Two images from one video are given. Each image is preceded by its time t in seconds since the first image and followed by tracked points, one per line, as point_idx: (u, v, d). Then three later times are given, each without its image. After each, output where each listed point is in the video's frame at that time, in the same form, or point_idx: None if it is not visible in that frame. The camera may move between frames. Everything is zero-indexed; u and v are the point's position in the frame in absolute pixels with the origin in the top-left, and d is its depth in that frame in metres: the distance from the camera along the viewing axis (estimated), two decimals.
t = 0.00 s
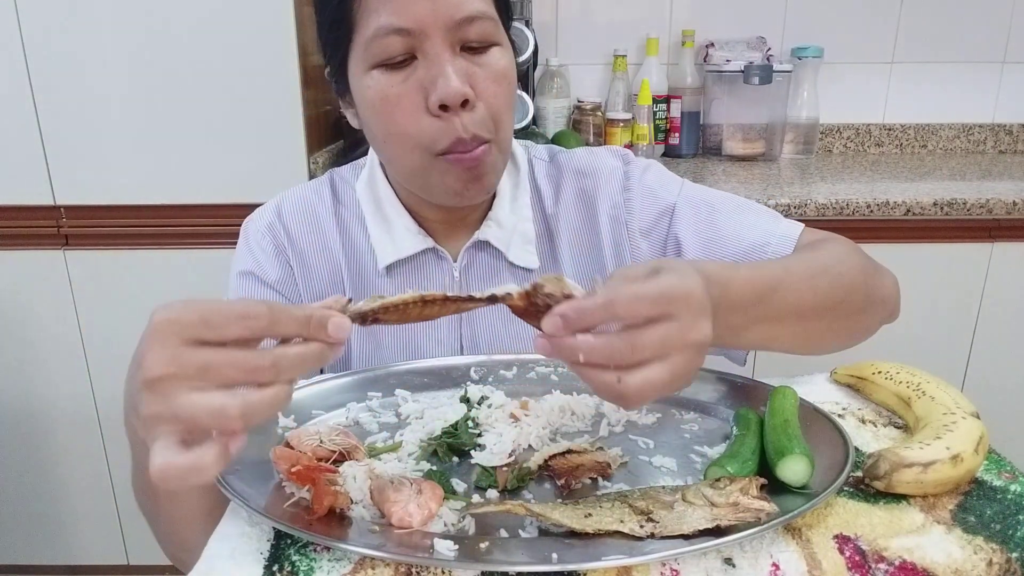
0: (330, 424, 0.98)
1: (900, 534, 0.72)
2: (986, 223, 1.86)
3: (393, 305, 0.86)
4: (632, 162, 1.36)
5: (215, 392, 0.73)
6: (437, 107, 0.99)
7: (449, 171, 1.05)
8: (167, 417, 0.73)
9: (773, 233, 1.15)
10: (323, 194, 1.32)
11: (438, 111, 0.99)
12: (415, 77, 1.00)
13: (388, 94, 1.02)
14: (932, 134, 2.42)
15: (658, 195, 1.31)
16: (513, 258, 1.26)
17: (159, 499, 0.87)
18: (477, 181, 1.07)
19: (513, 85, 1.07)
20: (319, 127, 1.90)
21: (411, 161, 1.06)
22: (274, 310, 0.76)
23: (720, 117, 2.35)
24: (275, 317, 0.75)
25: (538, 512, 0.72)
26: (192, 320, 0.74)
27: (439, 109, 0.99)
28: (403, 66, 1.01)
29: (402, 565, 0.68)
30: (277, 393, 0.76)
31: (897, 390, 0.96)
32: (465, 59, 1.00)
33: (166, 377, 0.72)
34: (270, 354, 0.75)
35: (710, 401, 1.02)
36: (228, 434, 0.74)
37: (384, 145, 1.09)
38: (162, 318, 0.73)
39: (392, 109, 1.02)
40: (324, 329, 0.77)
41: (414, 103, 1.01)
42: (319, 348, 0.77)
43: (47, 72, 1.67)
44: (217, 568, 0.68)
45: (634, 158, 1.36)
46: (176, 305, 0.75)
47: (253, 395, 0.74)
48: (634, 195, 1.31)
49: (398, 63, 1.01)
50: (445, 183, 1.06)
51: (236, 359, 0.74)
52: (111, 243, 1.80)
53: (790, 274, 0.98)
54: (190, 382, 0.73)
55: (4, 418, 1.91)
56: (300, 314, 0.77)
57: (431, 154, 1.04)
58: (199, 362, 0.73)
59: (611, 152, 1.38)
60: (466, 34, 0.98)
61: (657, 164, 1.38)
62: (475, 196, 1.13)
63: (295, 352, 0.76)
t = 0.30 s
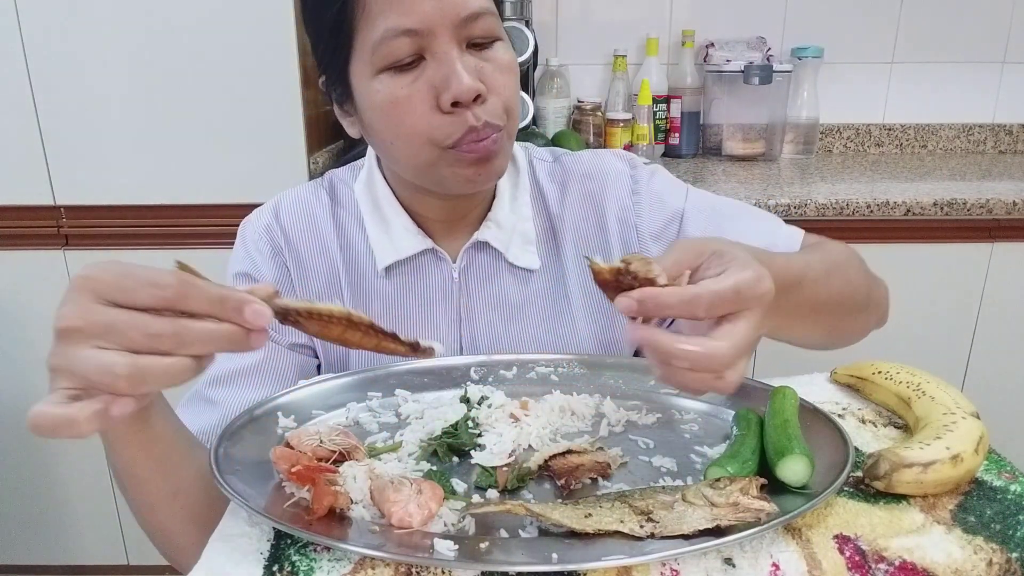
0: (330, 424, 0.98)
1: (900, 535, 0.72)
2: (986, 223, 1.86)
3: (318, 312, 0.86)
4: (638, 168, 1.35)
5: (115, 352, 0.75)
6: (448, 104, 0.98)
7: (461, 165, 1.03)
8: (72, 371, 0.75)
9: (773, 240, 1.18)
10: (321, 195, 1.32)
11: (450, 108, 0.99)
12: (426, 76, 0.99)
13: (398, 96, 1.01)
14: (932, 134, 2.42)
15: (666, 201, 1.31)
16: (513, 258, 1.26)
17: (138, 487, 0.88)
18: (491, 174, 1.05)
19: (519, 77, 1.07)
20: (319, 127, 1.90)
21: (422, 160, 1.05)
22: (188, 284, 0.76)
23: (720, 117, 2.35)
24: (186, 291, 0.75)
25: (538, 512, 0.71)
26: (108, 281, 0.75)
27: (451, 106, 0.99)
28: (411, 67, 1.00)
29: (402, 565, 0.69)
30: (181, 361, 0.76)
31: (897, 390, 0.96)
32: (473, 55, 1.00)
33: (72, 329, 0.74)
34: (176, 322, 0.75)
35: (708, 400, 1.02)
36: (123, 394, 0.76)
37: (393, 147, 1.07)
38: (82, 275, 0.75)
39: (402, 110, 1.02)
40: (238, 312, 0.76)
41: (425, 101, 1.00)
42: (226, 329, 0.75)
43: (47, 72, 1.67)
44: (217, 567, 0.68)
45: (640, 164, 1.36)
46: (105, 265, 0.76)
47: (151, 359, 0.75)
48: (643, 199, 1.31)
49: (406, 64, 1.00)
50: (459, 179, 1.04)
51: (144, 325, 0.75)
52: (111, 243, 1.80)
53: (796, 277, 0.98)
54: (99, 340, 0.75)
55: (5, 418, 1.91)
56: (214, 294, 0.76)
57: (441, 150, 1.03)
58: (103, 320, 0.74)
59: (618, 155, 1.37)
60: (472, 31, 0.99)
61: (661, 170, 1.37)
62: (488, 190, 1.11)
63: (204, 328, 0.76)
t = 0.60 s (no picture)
0: (329, 424, 0.98)
1: (900, 535, 0.72)
2: (986, 223, 1.86)
3: (347, 323, 0.82)
4: (650, 184, 1.37)
5: (147, 356, 0.75)
6: (462, 109, 0.98)
7: (481, 171, 1.03)
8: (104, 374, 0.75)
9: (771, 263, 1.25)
10: (326, 197, 1.32)
11: (464, 113, 0.98)
12: (436, 83, 0.99)
13: (410, 106, 1.01)
14: (932, 134, 2.42)
15: (673, 221, 1.33)
16: (519, 265, 1.26)
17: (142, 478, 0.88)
18: (511, 178, 1.05)
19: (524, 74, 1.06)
20: (319, 127, 1.90)
21: (440, 167, 1.05)
22: (223, 292, 0.75)
23: (720, 117, 2.35)
24: (220, 298, 0.75)
25: (538, 512, 0.71)
26: (140, 285, 0.75)
27: (465, 111, 0.98)
28: (420, 75, 1.00)
29: (402, 565, 0.68)
30: (211, 366, 0.77)
31: (897, 390, 0.96)
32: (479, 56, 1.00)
33: (104, 331, 0.75)
34: (209, 329, 0.75)
35: (709, 401, 1.02)
36: (154, 399, 0.76)
37: (408, 156, 1.07)
38: (114, 276, 0.76)
39: (414, 119, 1.01)
40: (269, 320, 0.75)
41: (438, 109, 1.00)
42: (257, 334, 0.76)
43: (47, 72, 1.67)
44: (217, 567, 0.68)
45: (652, 180, 1.38)
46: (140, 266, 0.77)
47: (184, 364, 0.76)
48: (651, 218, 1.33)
49: (415, 73, 1.00)
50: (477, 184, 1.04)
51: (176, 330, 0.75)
52: (111, 243, 1.80)
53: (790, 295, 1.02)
54: (129, 343, 0.75)
55: (5, 418, 1.91)
56: (247, 300, 0.75)
57: (458, 157, 1.02)
58: (134, 324, 0.75)
59: (630, 169, 1.38)
60: (479, 31, 0.98)
61: (672, 186, 1.39)
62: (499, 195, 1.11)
63: (236, 335, 0.76)
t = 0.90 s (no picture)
0: (329, 424, 0.98)
1: (900, 535, 0.72)
2: (986, 223, 1.86)
3: (359, 313, 0.81)
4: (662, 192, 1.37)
5: (166, 335, 0.75)
6: (476, 118, 0.96)
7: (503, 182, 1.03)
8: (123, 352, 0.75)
9: (774, 271, 1.28)
10: (336, 197, 1.32)
11: (479, 121, 0.97)
12: (448, 94, 0.97)
13: (424, 123, 1.00)
14: (932, 134, 2.42)
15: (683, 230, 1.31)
16: (530, 270, 1.25)
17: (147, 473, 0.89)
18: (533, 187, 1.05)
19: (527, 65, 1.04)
20: (319, 127, 1.90)
21: (462, 177, 1.03)
22: (243, 275, 0.76)
23: (720, 117, 2.35)
24: (240, 280, 0.75)
25: (538, 512, 0.71)
26: (162, 267, 0.76)
27: (480, 119, 0.96)
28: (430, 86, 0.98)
29: (402, 565, 0.68)
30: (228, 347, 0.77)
31: (897, 390, 0.96)
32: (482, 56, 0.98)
33: (124, 310, 0.74)
34: (226, 310, 0.75)
35: (710, 402, 1.02)
36: (172, 374, 0.76)
37: (428, 171, 1.06)
38: (135, 258, 0.76)
39: (430, 134, 1.00)
40: (286, 304, 0.76)
41: (453, 123, 0.98)
42: (274, 317, 0.77)
43: (47, 72, 1.67)
44: (217, 566, 0.68)
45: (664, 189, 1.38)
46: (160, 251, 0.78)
47: (203, 343, 0.75)
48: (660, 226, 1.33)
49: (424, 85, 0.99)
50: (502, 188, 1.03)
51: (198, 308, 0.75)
52: (111, 243, 1.80)
53: (731, 276, 1.17)
54: (150, 320, 0.75)
55: (5, 418, 1.91)
56: (264, 285, 0.76)
57: (479, 171, 1.02)
58: (156, 304, 0.75)
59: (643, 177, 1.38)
60: (477, 26, 0.97)
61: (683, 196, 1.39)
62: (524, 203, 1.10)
63: (255, 316, 0.76)
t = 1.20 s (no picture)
0: (329, 424, 0.98)
1: (900, 534, 0.72)
2: (986, 223, 1.86)
3: (374, 327, 0.80)
4: (668, 195, 1.37)
5: (182, 344, 0.75)
6: (486, 136, 0.96)
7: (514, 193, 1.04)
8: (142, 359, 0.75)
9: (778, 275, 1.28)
10: (341, 198, 1.32)
11: (490, 137, 0.97)
12: (457, 113, 0.97)
13: (434, 142, 0.99)
14: (932, 134, 2.42)
15: (686, 232, 1.31)
16: (533, 272, 1.25)
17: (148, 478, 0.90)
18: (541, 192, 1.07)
19: (532, 73, 1.03)
20: (319, 128, 1.90)
21: (474, 190, 1.04)
22: (259, 286, 0.75)
23: (720, 117, 2.35)
24: (257, 292, 0.75)
25: (538, 512, 0.71)
26: (179, 274, 0.76)
27: (490, 137, 0.97)
28: (439, 105, 0.98)
29: (402, 565, 0.68)
30: (243, 357, 0.77)
31: (897, 390, 0.96)
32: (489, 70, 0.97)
33: (140, 318, 0.75)
34: (242, 321, 0.76)
35: (711, 402, 1.02)
36: (189, 386, 0.76)
37: (440, 185, 1.06)
38: (154, 266, 0.76)
39: (440, 153, 1.00)
40: (301, 316, 0.76)
41: (463, 140, 0.98)
42: (290, 328, 0.76)
43: (47, 72, 1.67)
44: (217, 567, 0.68)
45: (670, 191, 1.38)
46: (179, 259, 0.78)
47: (218, 353, 0.76)
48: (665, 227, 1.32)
49: (432, 104, 0.98)
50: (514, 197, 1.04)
51: (216, 317, 0.75)
52: (111, 243, 1.80)
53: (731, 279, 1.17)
54: (167, 330, 0.75)
55: (5, 418, 1.91)
56: (281, 296, 0.75)
57: (489, 183, 1.03)
58: (171, 313, 0.75)
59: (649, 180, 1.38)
60: (483, 44, 0.95)
61: (689, 199, 1.39)
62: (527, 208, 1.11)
63: (270, 328, 0.76)
